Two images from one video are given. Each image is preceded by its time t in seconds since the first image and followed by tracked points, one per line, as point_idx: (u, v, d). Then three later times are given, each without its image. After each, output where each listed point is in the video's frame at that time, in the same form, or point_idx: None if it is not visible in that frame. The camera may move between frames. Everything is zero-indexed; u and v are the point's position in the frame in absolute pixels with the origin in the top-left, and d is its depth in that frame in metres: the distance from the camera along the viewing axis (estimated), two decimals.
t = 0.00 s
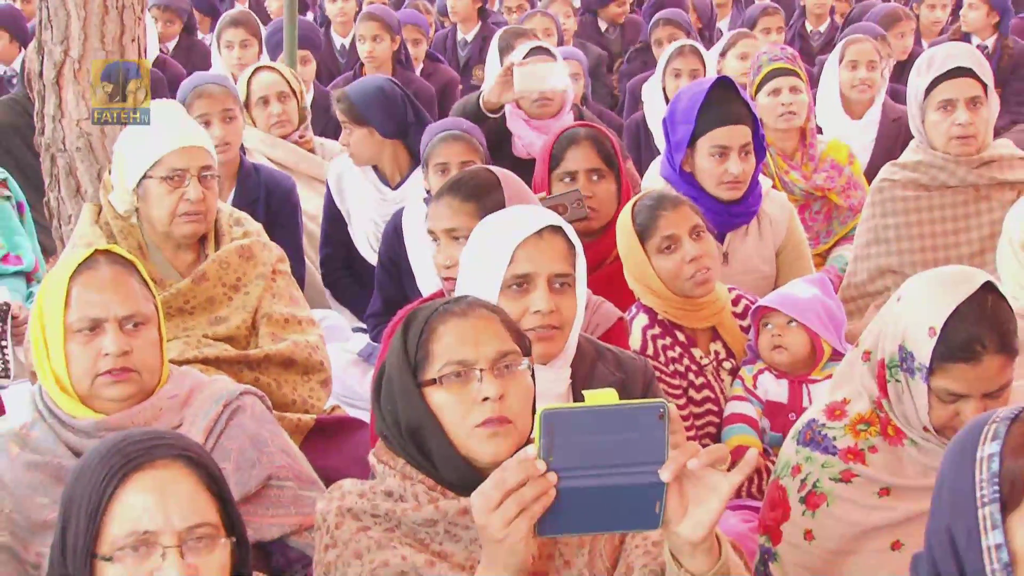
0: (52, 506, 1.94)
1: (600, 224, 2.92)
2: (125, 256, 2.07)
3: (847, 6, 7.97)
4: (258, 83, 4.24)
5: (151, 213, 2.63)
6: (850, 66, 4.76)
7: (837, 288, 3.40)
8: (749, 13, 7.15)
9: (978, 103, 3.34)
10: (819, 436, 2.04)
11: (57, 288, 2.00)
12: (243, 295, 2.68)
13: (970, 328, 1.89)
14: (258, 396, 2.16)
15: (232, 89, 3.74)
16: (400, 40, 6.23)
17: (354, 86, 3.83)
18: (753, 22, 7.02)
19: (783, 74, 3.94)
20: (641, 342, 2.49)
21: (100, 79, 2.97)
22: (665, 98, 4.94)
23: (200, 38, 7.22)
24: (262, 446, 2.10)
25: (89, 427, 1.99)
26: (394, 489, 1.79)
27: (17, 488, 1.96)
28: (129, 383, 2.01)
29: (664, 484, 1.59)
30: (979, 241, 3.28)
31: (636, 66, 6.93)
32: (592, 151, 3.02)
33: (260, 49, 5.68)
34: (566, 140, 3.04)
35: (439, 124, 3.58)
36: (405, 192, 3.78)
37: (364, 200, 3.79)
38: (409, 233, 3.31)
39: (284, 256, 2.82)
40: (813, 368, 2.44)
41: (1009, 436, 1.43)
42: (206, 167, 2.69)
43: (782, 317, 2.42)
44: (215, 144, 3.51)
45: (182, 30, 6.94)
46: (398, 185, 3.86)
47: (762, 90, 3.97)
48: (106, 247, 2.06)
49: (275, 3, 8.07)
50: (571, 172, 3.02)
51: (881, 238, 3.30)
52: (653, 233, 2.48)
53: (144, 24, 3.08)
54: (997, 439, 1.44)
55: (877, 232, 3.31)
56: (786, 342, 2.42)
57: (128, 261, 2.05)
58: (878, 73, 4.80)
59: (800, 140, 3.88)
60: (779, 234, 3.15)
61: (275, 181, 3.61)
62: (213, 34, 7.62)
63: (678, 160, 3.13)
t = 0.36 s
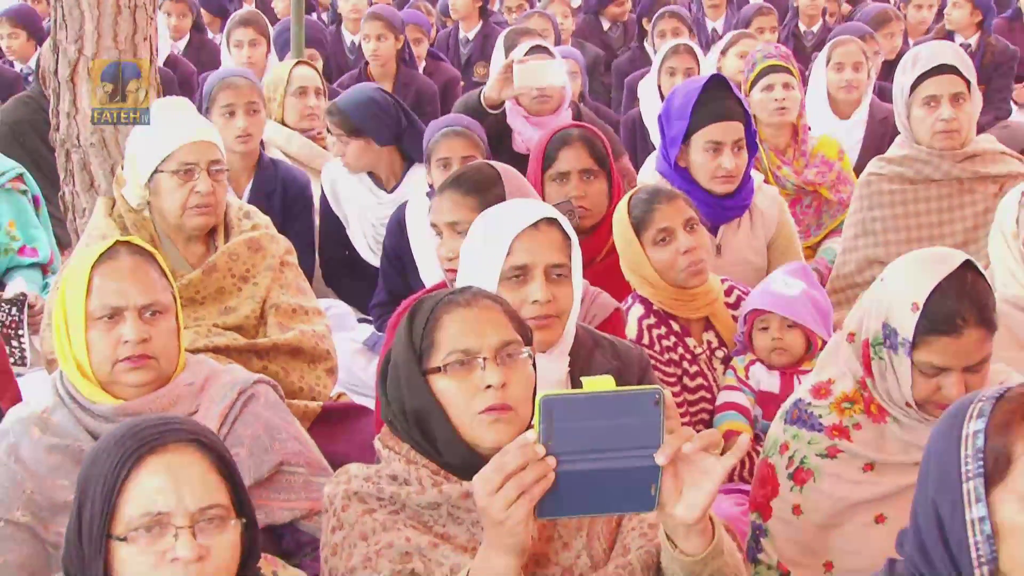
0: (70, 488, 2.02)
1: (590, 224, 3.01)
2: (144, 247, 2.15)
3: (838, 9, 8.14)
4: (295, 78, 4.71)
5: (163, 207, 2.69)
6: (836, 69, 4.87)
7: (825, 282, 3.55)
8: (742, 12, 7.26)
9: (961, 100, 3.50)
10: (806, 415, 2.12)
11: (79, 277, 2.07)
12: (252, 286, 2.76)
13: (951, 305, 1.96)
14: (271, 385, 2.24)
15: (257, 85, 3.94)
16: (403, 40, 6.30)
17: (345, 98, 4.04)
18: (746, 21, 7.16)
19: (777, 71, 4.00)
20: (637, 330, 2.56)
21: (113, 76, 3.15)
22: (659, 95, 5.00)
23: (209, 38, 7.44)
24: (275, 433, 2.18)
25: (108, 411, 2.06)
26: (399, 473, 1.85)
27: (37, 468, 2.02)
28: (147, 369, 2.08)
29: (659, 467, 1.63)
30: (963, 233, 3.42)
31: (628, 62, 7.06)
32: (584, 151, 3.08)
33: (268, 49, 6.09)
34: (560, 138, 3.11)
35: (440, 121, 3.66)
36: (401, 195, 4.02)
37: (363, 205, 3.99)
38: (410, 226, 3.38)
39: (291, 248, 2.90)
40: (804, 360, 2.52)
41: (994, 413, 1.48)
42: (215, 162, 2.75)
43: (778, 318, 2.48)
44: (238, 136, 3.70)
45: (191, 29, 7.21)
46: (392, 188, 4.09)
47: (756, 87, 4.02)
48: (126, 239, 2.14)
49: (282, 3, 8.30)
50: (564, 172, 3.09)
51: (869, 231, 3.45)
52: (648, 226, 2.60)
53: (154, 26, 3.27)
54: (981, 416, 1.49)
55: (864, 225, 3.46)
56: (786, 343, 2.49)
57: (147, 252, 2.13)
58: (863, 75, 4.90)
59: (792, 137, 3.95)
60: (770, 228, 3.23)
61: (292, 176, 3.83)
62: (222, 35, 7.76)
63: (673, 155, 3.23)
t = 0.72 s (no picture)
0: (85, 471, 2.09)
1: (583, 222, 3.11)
2: (158, 239, 2.20)
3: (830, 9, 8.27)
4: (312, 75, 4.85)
5: (174, 199, 2.76)
6: (825, 67, 4.99)
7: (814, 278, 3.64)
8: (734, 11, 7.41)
9: (947, 95, 3.59)
10: (790, 398, 2.19)
11: (94, 269, 2.13)
12: (261, 275, 2.83)
13: (927, 286, 2.04)
14: (279, 372, 2.33)
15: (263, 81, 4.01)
16: (408, 38, 6.40)
17: (343, 104, 4.08)
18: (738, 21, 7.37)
19: (764, 68, 4.11)
20: (631, 321, 2.66)
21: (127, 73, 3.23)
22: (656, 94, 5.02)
23: (215, 36, 7.59)
24: (283, 420, 2.25)
25: (122, 399, 2.13)
26: (403, 457, 1.90)
27: (53, 454, 2.09)
28: (159, 358, 2.15)
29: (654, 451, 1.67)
30: (949, 225, 3.55)
31: (616, 61, 7.19)
32: (570, 155, 3.15)
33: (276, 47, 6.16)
34: (546, 144, 3.18)
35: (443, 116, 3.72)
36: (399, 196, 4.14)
37: (362, 207, 4.07)
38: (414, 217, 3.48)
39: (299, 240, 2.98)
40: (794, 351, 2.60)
41: (997, 399, 1.54)
42: (225, 155, 2.82)
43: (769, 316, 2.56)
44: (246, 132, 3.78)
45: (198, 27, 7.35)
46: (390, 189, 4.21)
47: (745, 84, 4.15)
48: (140, 231, 2.20)
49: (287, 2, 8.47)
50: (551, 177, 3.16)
51: (857, 224, 3.57)
52: (640, 219, 2.68)
53: (166, 22, 3.34)
54: (984, 402, 1.55)
55: (852, 218, 3.59)
56: (779, 339, 2.57)
57: (160, 244, 2.19)
58: (852, 73, 5.01)
59: (781, 131, 4.06)
60: (763, 221, 3.30)
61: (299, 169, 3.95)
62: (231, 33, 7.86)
63: (669, 149, 3.30)
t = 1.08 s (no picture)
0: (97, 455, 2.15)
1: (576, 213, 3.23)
2: (163, 229, 2.27)
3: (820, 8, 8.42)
4: (321, 69, 4.95)
5: (183, 191, 2.83)
6: (815, 62, 5.10)
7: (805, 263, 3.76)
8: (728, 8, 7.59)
9: (936, 92, 3.66)
10: (790, 384, 2.25)
11: (101, 259, 2.20)
12: (269, 265, 2.91)
13: (935, 281, 2.07)
14: (284, 357, 2.41)
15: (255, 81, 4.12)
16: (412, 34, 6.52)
17: (326, 108, 4.26)
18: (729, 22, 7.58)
19: (751, 65, 4.33)
20: (627, 309, 2.75)
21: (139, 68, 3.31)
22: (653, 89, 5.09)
23: (224, 32, 7.69)
24: (287, 404, 2.34)
25: (131, 384, 2.20)
26: (404, 440, 1.96)
27: (65, 438, 2.15)
28: (166, 344, 2.22)
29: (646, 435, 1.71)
30: (936, 217, 3.60)
31: (616, 55, 7.54)
32: (557, 153, 3.22)
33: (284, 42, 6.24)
34: (532, 143, 3.26)
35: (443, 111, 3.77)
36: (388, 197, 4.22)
37: (354, 208, 4.14)
38: (416, 207, 3.61)
39: (306, 229, 3.05)
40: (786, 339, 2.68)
41: (986, 380, 1.57)
42: (232, 148, 2.88)
43: (775, 300, 2.63)
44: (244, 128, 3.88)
45: (208, 24, 7.46)
46: (377, 189, 4.29)
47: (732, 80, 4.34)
48: (146, 223, 2.26)
49: None
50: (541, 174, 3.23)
51: (847, 216, 3.64)
52: (635, 210, 2.74)
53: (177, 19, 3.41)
54: (973, 385, 1.58)
55: (842, 210, 3.66)
56: (782, 324, 2.63)
57: (166, 234, 2.26)
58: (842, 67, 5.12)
59: (770, 125, 4.22)
60: (756, 210, 3.41)
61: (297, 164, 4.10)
62: (241, 31, 7.97)
63: (664, 142, 3.37)
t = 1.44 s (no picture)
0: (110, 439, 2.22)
1: (571, 205, 3.35)
2: (177, 222, 2.33)
3: (811, 6, 8.60)
4: (328, 66, 5.02)
5: (192, 184, 2.90)
6: (808, 56, 5.30)
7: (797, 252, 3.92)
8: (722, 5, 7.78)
9: (924, 88, 3.77)
10: (797, 365, 2.30)
11: (117, 251, 2.26)
12: (277, 254, 2.98)
13: (952, 265, 2.13)
14: (292, 344, 2.49)
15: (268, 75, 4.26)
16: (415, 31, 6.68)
17: (322, 100, 4.36)
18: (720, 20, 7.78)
19: (747, 61, 4.45)
20: (624, 298, 2.82)
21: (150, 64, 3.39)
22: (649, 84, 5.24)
23: (230, 29, 7.83)
24: (294, 389, 2.42)
25: (144, 371, 2.26)
26: (406, 426, 2.02)
27: (79, 422, 2.22)
28: (178, 336, 2.29)
29: (640, 419, 1.79)
30: (925, 209, 3.75)
31: (615, 52, 7.89)
32: (549, 144, 3.36)
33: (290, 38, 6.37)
34: (524, 138, 3.41)
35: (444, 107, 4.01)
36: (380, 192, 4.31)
37: (347, 200, 4.23)
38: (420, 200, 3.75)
39: (312, 220, 3.12)
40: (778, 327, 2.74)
41: (965, 359, 1.64)
42: (239, 141, 2.95)
43: (771, 289, 2.70)
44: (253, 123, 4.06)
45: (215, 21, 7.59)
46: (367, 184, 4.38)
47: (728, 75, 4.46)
48: (160, 215, 2.32)
49: None
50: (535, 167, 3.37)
51: (838, 208, 3.78)
52: (632, 202, 2.82)
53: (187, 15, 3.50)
54: (954, 362, 1.65)
55: (833, 203, 3.80)
56: (776, 312, 2.70)
57: (179, 227, 2.32)
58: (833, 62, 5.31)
59: (764, 118, 4.36)
60: (750, 204, 3.51)
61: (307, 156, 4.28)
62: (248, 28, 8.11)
63: (662, 136, 3.49)
